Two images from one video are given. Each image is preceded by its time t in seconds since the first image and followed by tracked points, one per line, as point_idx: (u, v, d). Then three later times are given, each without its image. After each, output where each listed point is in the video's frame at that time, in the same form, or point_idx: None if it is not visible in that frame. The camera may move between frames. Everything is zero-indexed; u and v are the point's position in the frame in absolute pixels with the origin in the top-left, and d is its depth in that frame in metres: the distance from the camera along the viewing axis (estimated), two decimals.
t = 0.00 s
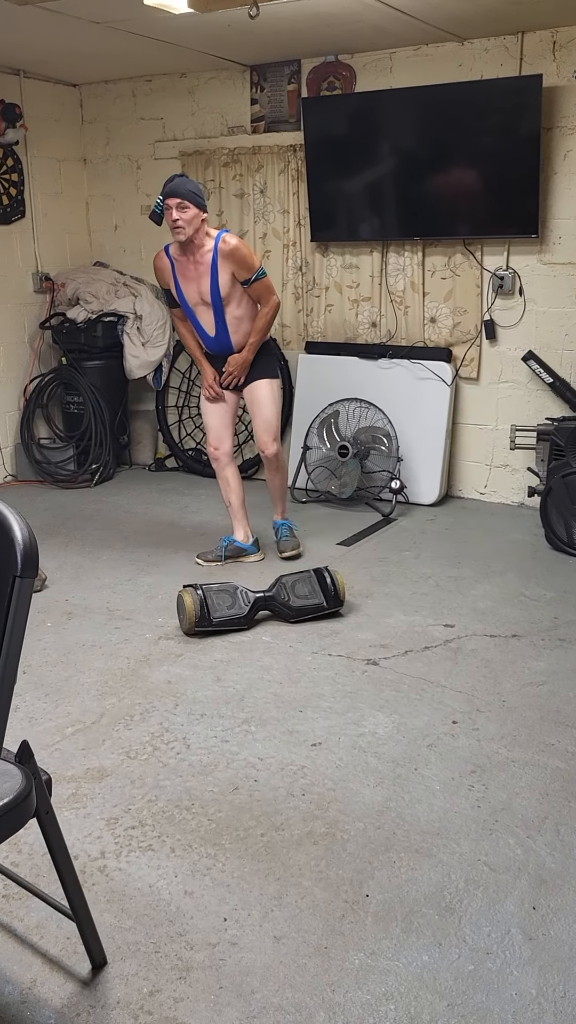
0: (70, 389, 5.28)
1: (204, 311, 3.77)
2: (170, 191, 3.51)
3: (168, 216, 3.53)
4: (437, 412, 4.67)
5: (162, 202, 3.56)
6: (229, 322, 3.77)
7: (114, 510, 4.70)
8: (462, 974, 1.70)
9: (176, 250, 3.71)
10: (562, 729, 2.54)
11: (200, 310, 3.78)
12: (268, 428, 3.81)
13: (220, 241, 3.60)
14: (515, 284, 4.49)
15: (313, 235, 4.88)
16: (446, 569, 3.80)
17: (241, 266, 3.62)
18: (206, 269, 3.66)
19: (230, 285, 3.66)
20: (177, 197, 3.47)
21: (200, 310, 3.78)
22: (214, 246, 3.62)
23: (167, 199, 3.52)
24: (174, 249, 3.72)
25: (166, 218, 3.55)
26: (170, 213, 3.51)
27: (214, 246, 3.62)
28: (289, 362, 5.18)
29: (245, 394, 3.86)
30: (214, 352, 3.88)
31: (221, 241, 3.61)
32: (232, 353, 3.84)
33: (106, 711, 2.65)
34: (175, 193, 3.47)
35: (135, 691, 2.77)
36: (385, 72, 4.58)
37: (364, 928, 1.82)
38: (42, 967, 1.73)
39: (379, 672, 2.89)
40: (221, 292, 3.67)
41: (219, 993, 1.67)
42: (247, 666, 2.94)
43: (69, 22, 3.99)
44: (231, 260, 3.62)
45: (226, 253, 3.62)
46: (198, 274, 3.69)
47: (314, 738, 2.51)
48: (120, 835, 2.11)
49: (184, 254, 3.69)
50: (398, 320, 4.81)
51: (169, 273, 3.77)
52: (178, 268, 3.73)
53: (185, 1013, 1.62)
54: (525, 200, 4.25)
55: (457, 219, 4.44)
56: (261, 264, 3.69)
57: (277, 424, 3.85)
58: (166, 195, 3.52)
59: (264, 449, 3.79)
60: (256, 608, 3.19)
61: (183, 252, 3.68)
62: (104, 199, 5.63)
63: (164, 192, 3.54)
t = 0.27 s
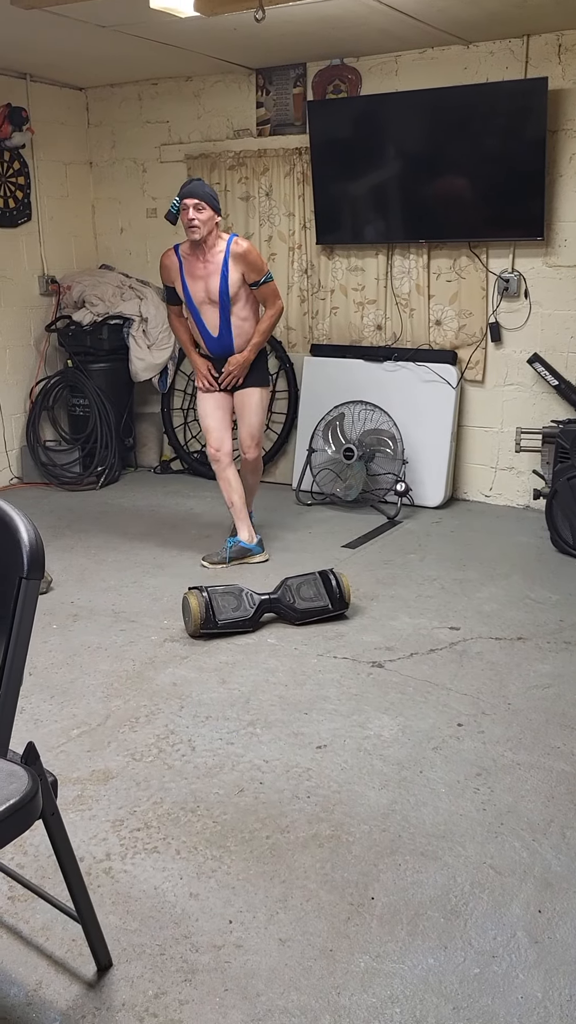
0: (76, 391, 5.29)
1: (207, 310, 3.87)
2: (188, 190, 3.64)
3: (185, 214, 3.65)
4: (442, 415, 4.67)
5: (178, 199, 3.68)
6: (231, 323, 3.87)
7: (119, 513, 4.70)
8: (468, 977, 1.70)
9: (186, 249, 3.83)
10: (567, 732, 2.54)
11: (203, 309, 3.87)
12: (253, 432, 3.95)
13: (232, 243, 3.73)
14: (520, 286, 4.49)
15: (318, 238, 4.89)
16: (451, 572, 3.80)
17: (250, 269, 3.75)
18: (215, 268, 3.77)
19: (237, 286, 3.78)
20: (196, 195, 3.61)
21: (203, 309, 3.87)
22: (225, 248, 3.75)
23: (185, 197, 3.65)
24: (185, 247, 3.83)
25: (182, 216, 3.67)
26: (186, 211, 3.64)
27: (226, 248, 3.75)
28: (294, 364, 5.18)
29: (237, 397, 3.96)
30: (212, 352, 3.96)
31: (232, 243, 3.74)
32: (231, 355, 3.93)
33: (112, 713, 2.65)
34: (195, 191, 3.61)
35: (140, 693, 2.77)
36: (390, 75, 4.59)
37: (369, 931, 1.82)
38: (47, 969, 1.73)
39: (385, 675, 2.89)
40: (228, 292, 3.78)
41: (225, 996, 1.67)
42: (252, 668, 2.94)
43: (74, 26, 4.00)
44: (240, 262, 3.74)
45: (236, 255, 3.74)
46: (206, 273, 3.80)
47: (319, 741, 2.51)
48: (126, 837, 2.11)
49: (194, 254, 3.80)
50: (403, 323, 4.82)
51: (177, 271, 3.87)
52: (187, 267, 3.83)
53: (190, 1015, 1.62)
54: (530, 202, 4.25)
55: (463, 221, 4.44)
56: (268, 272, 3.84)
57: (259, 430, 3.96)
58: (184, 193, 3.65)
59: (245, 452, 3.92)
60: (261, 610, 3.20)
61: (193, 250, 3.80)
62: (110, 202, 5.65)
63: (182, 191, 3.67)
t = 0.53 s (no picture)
0: (79, 394, 5.30)
1: (209, 311, 4.03)
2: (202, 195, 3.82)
3: (198, 217, 3.83)
4: (445, 418, 4.67)
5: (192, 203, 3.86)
6: (231, 325, 4.04)
7: (121, 516, 4.71)
8: (471, 981, 1.70)
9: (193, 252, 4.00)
10: (570, 736, 2.53)
11: (205, 310, 4.04)
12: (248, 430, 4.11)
13: (240, 251, 3.92)
14: (523, 290, 4.49)
15: (321, 242, 4.90)
16: (454, 575, 3.80)
17: (256, 277, 3.95)
18: (220, 272, 3.95)
19: (242, 291, 3.97)
20: (211, 201, 3.78)
21: (205, 310, 4.03)
22: (232, 254, 3.94)
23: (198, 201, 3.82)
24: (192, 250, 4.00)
25: (194, 219, 3.83)
26: (199, 215, 3.81)
27: (233, 254, 3.94)
28: (296, 367, 5.19)
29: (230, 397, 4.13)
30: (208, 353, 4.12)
31: (240, 250, 3.93)
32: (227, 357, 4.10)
33: (114, 716, 2.65)
34: (210, 197, 3.78)
35: (143, 696, 2.77)
36: (392, 79, 4.60)
37: (372, 935, 1.82)
38: (50, 972, 1.73)
39: (387, 678, 2.89)
40: (232, 295, 3.96)
41: (227, 999, 1.66)
42: (255, 671, 2.94)
43: (77, 31, 4.01)
44: (246, 269, 3.93)
45: (243, 262, 3.93)
46: (212, 276, 3.97)
47: (321, 744, 2.51)
48: (128, 839, 2.11)
49: (201, 256, 3.97)
50: (406, 326, 4.82)
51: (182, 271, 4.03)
52: (193, 268, 4.00)
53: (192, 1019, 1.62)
54: (532, 206, 4.25)
55: (465, 225, 4.45)
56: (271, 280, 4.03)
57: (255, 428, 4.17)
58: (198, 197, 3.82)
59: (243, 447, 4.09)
60: (264, 613, 3.20)
61: (201, 253, 3.97)
62: (113, 206, 5.66)
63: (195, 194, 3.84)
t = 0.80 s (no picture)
0: (82, 398, 5.30)
1: (198, 308, 4.04)
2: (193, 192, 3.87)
3: (190, 214, 3.87)
4: (448, 421, 4.67)
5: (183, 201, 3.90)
6: (220, 323, 4.06)
7: (124, 519, 4.71)
8: (473, 985, 1.69)
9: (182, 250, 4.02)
10: (573, 739, 2.53)
11: (194, 307, 4.05)
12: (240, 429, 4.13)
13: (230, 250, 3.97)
14: (526, 293, 4.49)
15: (324, 245, 4.90)
16: (457, 578, 3.79)
17: (246, 276, 4.01)
18: (211, 270, 3.98)
19: (232, 288, 4.00)
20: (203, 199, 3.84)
21: (194, 307, 4.05)
22: (223, 253, 3.98)
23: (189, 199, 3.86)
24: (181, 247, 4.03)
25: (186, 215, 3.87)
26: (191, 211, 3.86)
27: (224, 253, 3.98)
28: (299, 370, 5.18)
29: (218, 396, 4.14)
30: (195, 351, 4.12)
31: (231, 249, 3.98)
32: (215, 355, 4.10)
33: (117, 719, 2.65)
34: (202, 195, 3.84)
35: (145, 699, 2.77)
36: (395, 82, 4.60)
37: (374, 939, 1.81)
38: (51, 976, 1.72)
39: (390, 681, 2.89)
40: (223, 293, 3.99)
41: (229, 1003, 1.66)
42: (257, 674, 2.94)
43: (80, 34, 4.02)
44: (237, 267, 3.98)
45: (234, 260, 3.98)
46: (202, 274, 4.00)
47: (324, 747, 2.50)
48: (130, 843, 2.11)
49: (191, 254, 3.99)
50: (408, 329, 4.82)
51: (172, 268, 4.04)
52: (183, 266, 4.02)
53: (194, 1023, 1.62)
54: (535, 209, 4.25)
55: (468, 227, 4.45)
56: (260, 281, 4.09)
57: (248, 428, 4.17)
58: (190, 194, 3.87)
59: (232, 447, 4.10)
60: (266, 616, 3.19)
61: (191, 252, 4.00)
62: (116, 209, 5.66)
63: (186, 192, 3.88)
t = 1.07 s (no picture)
0: (85, 399, 5.30)
1: (175, 309, 4.05)
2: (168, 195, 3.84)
3: (165, 218, 3.85)
4: (451, 422, 4.66)
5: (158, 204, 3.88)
6: (196, 324, 4.07)
7: (127, 520, 4.71)
8: (477, 988, 1.68)
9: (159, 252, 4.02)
10: None
11: (171, 308, 4.06)
12: (226, 428, 4.14)
13: (206, 252, 3.97)
14: (530, 294, 4.49)
15: (327, 246, 4.89)
16: (461, 579, 3.79)
17: (222, 278, 4.00)
18: (187, 272, 3.98)
19: (208, 290, 4.00)
20: (178, 203, 3.81)
21: (171, 308, 4.05)
22: (199, 255, 3.98)
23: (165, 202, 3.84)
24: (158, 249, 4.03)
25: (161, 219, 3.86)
26: (167, 216, 3.83)
27: (200, 255, 3.98)
28: (302, 372, 5.18)
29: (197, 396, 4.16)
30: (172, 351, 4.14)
31: (207, 251, 3.98)
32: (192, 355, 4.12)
33: (120, 720, 2.65)
34: (177, 198, 3.81)
35: (148, 701, 2.76)
36: (399, 83, 4.60)
37: (378, 941, 1.80)
38: (54, 978, 1.72)
39: (394, 683, 2.88)
40: (199, 295, 3.99)
41: (232, 1005, 1.65)
42: (260, 676, 2.94)
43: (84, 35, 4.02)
44: (213, 269, 3.98)
45: (210, 262, 3.98)
46: (179, 275, 4.00)
47: (327, 749, 2.50)
48: (133, 844, 2.11)
49: (167, 256, 3.99)
50: (412, 330, 4.81)
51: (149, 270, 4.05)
52: (160, 268, 4.02)
53: None
54: (539, 210, 4.25)
55: (472, 228, 4.44)
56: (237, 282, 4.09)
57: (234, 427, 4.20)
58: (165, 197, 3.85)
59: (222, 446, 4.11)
60: (270, 618, 3.19)
61: (168, 253, 3.99)
62: (120, 210, 5.67)
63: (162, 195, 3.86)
